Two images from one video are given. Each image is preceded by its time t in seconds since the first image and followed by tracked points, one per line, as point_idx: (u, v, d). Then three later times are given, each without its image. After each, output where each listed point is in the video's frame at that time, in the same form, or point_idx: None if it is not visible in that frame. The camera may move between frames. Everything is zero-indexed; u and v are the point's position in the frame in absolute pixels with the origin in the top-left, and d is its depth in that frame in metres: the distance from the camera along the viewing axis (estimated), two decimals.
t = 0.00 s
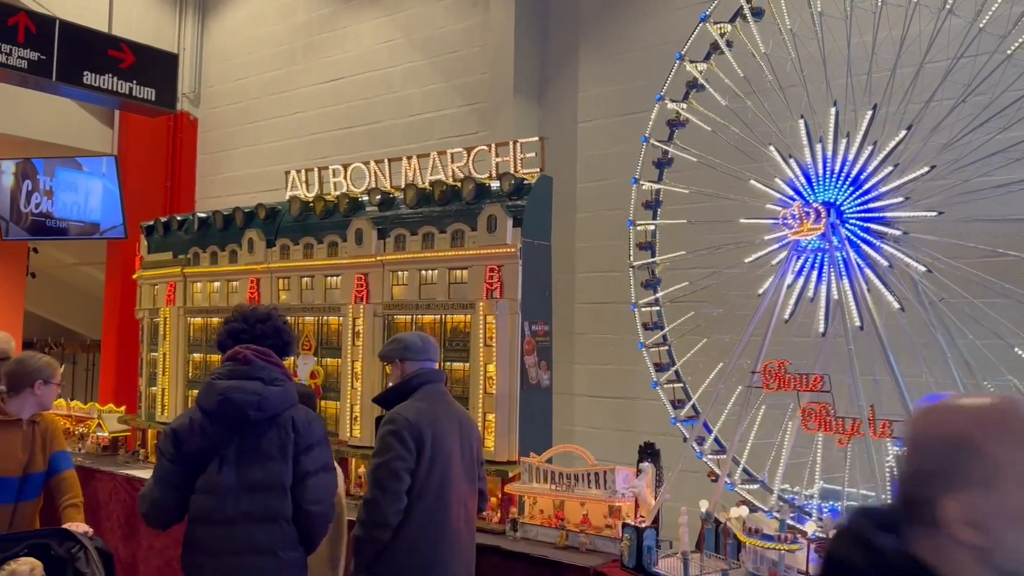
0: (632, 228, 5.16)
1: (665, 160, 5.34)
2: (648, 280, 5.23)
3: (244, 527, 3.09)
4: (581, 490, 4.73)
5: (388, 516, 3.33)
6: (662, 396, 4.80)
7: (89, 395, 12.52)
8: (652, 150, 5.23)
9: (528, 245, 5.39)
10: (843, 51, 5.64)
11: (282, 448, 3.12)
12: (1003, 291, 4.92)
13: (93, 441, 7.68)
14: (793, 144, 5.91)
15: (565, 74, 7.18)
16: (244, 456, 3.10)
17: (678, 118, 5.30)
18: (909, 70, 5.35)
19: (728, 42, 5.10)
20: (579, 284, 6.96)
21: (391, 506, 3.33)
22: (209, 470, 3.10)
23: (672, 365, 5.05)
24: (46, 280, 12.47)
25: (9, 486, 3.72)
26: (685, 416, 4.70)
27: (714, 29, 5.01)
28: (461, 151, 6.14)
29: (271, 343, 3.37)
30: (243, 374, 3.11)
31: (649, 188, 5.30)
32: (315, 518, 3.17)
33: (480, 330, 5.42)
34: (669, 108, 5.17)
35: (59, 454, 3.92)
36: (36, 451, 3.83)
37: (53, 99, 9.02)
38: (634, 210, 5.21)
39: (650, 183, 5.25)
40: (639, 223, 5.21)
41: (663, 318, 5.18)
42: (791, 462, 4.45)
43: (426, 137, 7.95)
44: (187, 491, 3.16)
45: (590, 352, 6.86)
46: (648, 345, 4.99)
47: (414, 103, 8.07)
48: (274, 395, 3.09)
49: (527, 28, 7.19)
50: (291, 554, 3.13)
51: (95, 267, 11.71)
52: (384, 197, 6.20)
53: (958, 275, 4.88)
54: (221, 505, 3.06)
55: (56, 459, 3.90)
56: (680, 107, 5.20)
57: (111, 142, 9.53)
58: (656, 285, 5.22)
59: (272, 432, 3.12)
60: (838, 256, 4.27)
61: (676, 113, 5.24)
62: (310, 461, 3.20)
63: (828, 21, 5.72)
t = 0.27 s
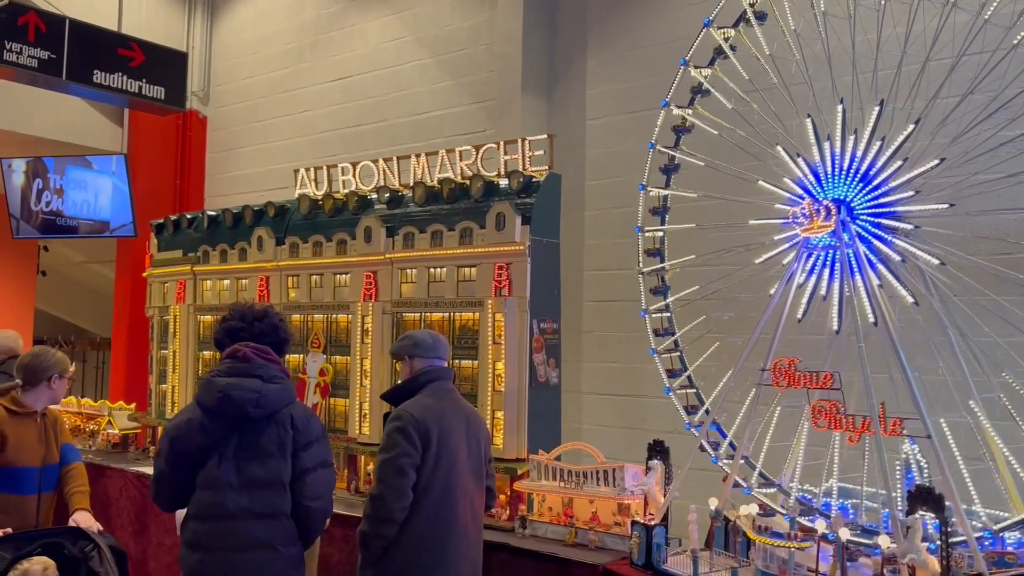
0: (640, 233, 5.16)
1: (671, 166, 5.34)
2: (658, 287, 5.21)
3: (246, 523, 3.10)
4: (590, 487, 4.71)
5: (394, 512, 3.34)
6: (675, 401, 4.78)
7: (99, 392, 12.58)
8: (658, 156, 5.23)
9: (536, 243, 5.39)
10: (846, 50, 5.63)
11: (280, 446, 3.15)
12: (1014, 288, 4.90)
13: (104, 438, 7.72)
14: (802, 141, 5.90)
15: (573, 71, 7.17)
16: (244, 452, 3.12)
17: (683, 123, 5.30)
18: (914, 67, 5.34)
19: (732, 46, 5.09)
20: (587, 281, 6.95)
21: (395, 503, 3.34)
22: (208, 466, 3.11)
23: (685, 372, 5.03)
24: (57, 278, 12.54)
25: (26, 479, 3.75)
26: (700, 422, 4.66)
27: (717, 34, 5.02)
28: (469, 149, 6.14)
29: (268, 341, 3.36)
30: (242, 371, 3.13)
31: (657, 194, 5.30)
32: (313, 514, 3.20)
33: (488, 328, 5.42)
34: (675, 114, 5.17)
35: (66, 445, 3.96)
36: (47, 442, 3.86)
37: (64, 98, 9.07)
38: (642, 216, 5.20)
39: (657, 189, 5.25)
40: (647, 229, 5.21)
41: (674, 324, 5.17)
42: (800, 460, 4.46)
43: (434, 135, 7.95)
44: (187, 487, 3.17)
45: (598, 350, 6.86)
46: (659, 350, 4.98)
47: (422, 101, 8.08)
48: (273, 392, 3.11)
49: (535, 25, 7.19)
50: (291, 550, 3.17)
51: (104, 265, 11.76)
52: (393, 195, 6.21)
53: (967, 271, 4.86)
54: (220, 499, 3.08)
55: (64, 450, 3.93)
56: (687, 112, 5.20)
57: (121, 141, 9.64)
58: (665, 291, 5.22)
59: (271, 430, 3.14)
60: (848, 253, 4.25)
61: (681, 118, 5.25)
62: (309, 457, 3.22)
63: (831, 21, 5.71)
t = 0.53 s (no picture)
0: (648, 239, 5.14)
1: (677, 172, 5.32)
2: (665, 293, 5.19)
3: (256, 516, 3.13)
4: (599, 486, 4.72)
5: (397, 510, 3.34)
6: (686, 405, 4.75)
7: (109, 389, 12.65)
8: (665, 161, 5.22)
9: (544, 241, 5.38)
10: (851, 49, 5.62)
11: (290, 438, 3.18)
12: None
13: (114, 436, 7.75)
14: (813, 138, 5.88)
15: (581, 69, 7.16)
16: (254, 446, 3.14)
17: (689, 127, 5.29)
18: (925, 64, 5.31)
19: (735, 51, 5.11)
20: (595, 279, 6.95)
21: (398, 501, 3.34)
22: (218, 460, 3.13)
23: (697, 377, 4.98)
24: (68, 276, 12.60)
25: (36, 476, 3.79)
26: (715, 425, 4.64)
27: (721, 38, 5.02)
28: (477, 147, 6.14)
29: (274, 337, 3.38)
30: (250, 366, 3.15)
31: (664, 201, 5.28)
32: (321, 505, 3.24)
33: (497, 326, 5.43)
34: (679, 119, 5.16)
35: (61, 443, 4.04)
36: (51, 439, 3.90)
37: (72, 96, 9.10)
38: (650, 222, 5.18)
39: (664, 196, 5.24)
40: (656, 235, 5.19)
41: (685, 330, 5.14)
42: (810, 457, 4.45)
43: (442, 133, 7.95)
44: (195, 480, 3.18)
45: (606, 348, 6.86)
46: (671, 357, 4.95)
47: (430, 99, 8.08)
48: (281, 385, 3.14)
49: (544, 23, 7.18)
50: (300, 540, 3.22)
51: (114, 263, 11.81)
52: (401, 193, 6.23)
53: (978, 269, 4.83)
54: (230, 491, 3.10)
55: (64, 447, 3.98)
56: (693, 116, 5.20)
57: (131, 138, 9.65)
58: (675, 298, 5.20)
59: (279, 423, 3.16)
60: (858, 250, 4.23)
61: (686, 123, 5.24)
62: (317, 450, 3.24)
63: (835, 20, 5.71)
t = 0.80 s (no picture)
0: (656, 246, 5.12)
1: (682, 180, 5.31)
2: (675, 300, 5.17)
3: (279, 511, 3.24)
4: (607, 483, 4.72)
5: (395, 508, 3.36)
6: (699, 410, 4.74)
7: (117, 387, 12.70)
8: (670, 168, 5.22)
9: (552, 238, 5.38)
10: (854, 49, 5.62)
11: (309, 438, 3.32)
12: None
13: (122, 433, 7.78)
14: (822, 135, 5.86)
15: (588, 66, 7.15)
16: (277, 444, 3.24)
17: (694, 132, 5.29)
18: (935, 61, 5.30)
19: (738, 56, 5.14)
20: (602, 277, 6.95)
21: (397, 499, 3.35)
22: (241, 458, 3.20)
23: (708, 385, 4.96)
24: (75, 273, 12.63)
25: (34, 474, 3.78)
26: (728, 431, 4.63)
27: (724, 44, 5.03)
28: (484, 145, 6.14)
29: (291, 337, 3.42)
30: (272, 366, 3.24)
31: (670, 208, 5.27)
32: (334, 502, 3.39)
33: (504, 324, 5.42)
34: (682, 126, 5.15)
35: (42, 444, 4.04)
36: (46, 436, 3.90)
37: (80, 95, 9.12)
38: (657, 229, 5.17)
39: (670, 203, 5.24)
40: (664, 242, 5.18)
41: (695, 337, 5.13)
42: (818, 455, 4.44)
43: (449, 131, 7.96)
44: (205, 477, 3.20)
45: (613, 346, 6.86)
46: (682, 363, 4.95)
47: (437, 97, 8.08)
48: (303, 385, 3.26)
49: (550, 20, 7.17)
50: (316, 534, 3.37)
51: (121, 261, 11.86)
52: (408, 191, 6.23)
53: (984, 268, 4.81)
54: (253, 489, 3.19)
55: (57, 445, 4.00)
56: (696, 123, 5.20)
57: (138, 138, 9.65)
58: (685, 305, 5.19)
59: (300, 422, 3.30)
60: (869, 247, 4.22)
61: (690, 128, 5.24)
62: (332, 448, 3.40)
63: (837, 20, 5.71)
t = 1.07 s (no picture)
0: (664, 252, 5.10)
1: (686, 187, 5.30)
2: (681, 308, 5.16)
3: (289, 502, 3.28)
4: (613, 481, 4.74)
5: (387, 505, 3.35)
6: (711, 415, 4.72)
7: (124, 385, 12.73)
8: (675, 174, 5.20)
9: (558, 236, 5.38)
10: (856, 49, 5.63)
11: (320, 430, 3.40)
12: None
13: (130, 431, 7.80)
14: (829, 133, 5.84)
15: (594, 64, 7.14)
16: (291, 436, 3.29)
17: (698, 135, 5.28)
18: (940, 58, 5.29)
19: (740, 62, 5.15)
20: (608, 275, 6.94)
21: (388, 496, 3.35)
22: (256, 452, 3.23)
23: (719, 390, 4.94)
24: (83, 271, 12.67)
25: (33, 473, 3.69)
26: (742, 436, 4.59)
27: (726, 50, 5.03)
28: (491, 143, 6.14)
29: (299, 333, 3.48)
30: (286, 363, 3.27)
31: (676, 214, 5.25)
32: (342, 491, 3.47)
33: (511, 322, 5.42)
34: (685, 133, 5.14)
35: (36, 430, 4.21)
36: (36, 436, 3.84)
37: (87, 93, 9.15)
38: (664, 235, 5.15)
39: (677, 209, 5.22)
40: (672, 248, 5.16)
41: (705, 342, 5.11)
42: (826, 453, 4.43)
43: (455, 129, 7.96)
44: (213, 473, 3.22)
45: (620, 343, 6.85)
46: (693, 368, 4.93)
47: (442, 95, 8.08)
48: (316, 380, 3.33)
49: (557, 18, 7.16)
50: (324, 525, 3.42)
51: (128, 259, 11.89)
52: (415, 189, 6.24)
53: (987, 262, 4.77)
54: (269, 481, 3.23)
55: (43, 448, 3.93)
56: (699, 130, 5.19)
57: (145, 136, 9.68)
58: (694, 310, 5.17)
59: (312, 416, 3.37)
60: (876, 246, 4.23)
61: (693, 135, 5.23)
62: (339, 441, 3.49)
63: (844, 17, 5.69)
